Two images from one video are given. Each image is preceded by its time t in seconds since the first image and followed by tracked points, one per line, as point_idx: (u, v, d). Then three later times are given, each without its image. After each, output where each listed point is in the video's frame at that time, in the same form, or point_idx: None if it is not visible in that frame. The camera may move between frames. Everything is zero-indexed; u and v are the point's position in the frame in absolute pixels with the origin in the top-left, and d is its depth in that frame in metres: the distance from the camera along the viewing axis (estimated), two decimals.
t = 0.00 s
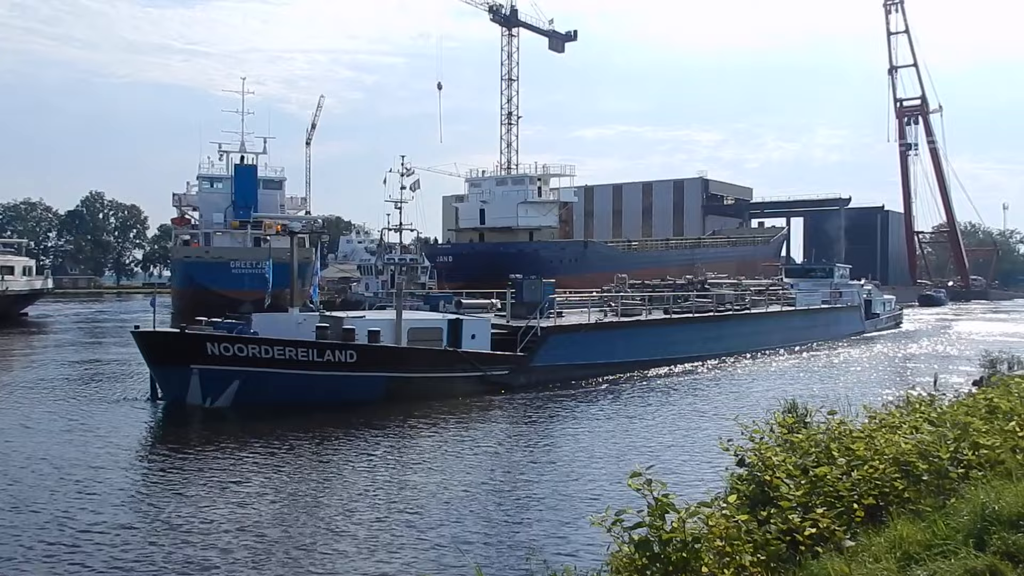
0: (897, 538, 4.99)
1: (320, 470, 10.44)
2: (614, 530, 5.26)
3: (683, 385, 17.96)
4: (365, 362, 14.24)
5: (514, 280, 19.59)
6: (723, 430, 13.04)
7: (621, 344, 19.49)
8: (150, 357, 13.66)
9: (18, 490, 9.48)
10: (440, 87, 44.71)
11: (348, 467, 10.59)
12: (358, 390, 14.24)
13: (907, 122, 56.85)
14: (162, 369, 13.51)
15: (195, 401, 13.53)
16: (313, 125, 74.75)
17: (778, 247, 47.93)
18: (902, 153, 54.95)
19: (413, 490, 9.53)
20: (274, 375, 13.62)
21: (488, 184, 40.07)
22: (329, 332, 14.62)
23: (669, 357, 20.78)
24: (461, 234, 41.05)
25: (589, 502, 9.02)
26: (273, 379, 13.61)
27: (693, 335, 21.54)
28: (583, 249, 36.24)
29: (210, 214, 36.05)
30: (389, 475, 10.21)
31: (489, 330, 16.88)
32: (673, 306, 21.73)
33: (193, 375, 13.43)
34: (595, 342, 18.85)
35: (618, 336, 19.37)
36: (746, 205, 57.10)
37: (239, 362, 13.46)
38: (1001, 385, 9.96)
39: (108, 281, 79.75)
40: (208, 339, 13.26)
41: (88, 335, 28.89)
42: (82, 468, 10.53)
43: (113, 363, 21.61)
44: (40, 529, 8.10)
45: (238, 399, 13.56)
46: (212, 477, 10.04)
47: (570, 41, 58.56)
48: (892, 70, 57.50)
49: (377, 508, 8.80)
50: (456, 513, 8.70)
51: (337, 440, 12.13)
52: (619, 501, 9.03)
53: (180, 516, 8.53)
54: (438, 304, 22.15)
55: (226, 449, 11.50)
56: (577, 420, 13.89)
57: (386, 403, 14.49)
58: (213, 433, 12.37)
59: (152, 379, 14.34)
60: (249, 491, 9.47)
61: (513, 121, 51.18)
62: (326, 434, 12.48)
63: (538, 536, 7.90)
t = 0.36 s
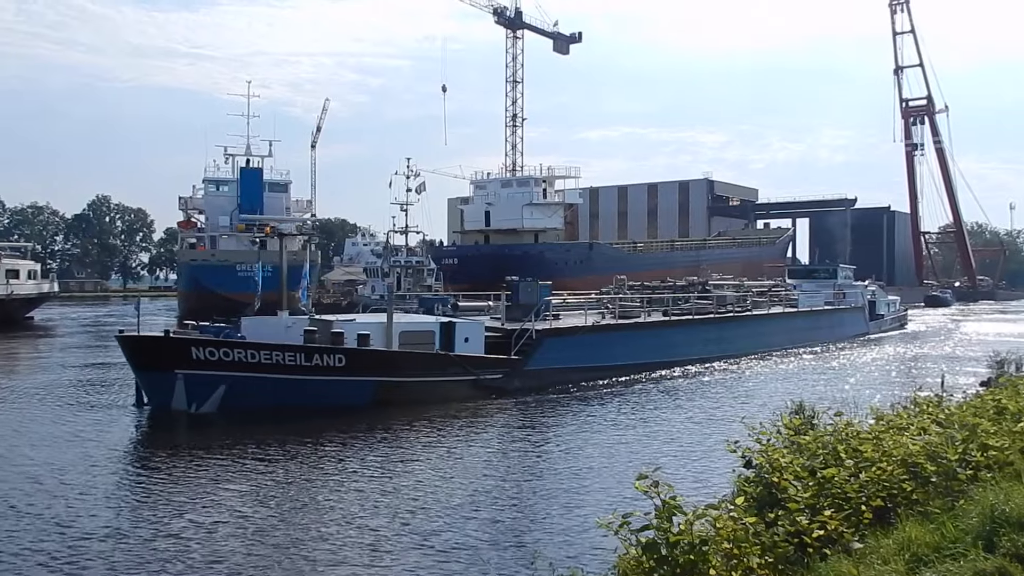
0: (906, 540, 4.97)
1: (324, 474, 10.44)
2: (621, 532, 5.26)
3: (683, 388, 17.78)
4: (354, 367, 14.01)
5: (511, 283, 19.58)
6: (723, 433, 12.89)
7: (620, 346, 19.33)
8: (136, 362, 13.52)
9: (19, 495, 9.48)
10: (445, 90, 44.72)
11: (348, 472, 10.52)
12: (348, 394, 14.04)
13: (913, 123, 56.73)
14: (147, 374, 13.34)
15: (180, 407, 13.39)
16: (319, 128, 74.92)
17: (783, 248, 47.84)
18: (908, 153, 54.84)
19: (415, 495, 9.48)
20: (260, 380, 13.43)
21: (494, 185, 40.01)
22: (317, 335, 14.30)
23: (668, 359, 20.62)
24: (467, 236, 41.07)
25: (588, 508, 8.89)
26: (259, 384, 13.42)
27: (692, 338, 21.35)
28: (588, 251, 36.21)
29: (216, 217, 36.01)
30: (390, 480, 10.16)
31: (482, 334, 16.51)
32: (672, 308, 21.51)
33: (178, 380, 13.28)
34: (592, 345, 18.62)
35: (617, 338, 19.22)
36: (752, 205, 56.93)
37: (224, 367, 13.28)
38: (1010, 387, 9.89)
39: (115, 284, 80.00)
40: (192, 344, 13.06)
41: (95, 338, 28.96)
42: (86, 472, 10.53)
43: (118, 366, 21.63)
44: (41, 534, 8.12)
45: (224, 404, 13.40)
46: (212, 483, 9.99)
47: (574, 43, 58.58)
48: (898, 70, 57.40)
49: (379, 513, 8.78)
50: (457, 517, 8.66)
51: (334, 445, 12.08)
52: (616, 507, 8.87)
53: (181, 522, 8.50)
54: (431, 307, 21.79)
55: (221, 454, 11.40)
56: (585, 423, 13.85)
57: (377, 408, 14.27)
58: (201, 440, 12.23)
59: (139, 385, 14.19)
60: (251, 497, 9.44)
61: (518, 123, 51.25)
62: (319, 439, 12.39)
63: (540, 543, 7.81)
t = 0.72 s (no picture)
0: (918, 542, 4.95)
1: (330, 478, 10.42)
2: (632, 535, 5.26)
3: (687, 390, 17.63)
4: (346, 370, 13.88)
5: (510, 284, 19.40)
6: (727, 436, 12.75)
7: (625, 349, 19.20)
8: (123, 366, 13.20)
9: (24, 498, 9.50)
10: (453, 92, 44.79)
11: (352, 476, 10.50)
12: (340, 399, 13.88)
13: (923, 123, 56.47)
14: (134, 379, 13.04)
15: (168, 412, 13.12)
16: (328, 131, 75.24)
17: (793, 249, 47.69)
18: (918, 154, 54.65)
19: (418, 499, 9.46)
20: (250, 384, 13.22)
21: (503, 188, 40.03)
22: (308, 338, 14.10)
23: (673, 362, 20.49)
24: (476, 238, 41.10)
25: (588, 513, 8.80)
26: (248, 388, 13.22)
27: (695, 340, 21.16)
28: (598, 253, 36.24)
29: (226, 220, 36.19)
30: (393, 484, 10.13)
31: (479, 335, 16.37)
32: (674, 311, 21.46)
33: (167, 384, 12.98)
34: (593, 348, 18.44)
35: (622, 340, 19.11)
36: (761, 207, 56.73)
37: (214, 371, 13.06)
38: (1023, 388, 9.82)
39: (125, 287, 80.32)
40: (181, 347, 12.80)
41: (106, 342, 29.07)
42: (91, 477, 10.53)
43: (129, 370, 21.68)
44: (45, 538, 8.15)
45: (213, 408, 13.19)
46: (215, 488, 9.97)
47: (582, 45, 58.60)
48: (908, 71, 57.20)
49: (383, 517, 8.75)
50: (462, 521, 8.65)
51: (337, 448, 12.05)
52: (615, 514, 8.75)
53: (183, 527, 8.48)
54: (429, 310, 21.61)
55: (222, 460, 11.32)
56: (600, 425, 13.85)
57: (369, 412, 14.11)
58: (194, 446, 12.07)
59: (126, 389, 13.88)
60: (255, 501, 9.42)
61: (527, 125, 51.31)
62: (318, 443, 12.34)
63: (547, 547, 7.77)
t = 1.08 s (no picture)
0: (928, 544, 4.94)
1: (333, 482, 10.37)
2: (640, 537, 5.25)
3: (690, 394, 17.37)
4: (337, 375, 13.58)
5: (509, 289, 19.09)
6: (730, 441, 12.56)
7: (626, 352, 18.83)
8: (109, 370, 13.02)
9: (25, 503, 9.52)
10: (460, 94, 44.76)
11: (355, 481, 10.45)
12: (333, 404, 13.62)
13: (933, 125, 56.29)
14: (120, 383, 12.85)
15: (155, 417, 12.92)
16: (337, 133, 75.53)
17: (802, 251, 47.56)
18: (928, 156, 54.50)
19: (420, 504, 9.36)
20: (239, 389, 13.00)
21: (511, 190, 40.14)
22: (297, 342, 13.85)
23: (672, 366, 20.07)
24: (484, 240, 41.12)
25: (594, 518, 8.75)
26: (237, 393, 12.99)
27: (700, 343, 20.87)
28: (606, 255, 36.25)
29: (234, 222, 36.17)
30: (394, 488, 10.06)
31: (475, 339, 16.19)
32: (677, 313, 21.27)
33: (153, 389, 12.79)
34: (595, 350, 18.13)
35: (623, 343, 18.72)
36: (770, 209, 56.53)
37: (201, 376, 12.83)
38: None
39: (135, 290, 80.57)
40: (167, 350, 12.60)
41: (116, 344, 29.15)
42: (96, 481, 10.53)
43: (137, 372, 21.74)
44: (46, 542, 8.19)
45: (201, 414, 12.94)
46: (217, 493, 9.94)
47: (591, 48, 58.65)
48: (918, 72, 57.06)
49: (385, 523, 8.68)
50: (467, 525, 8.61)
51: (338, 454, 11.92)
52: (615, 522, 8.56)
53: (181, 533, 8.45)
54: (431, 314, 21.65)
55: (218, 466, 11.18)
56: (615, 427, 13.79)
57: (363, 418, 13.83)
58: (183, 452, 11.86)
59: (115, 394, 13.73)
60: (258, 506, 9.39)
61: (535, 127, 51.37)
62: (313, 449, 12.14)
63: (555, 552, 7.73)
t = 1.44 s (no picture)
0: (937, 548, 4.93)
1: (332, 488, 10.34)
2: (648, 540, 5.22)
3: (690, 398, 17.26)
4: (325, 380, 13.45)
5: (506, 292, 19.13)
6: (737, 445, 12.51)
7: (626, 356, 18.79)
8: (91, 374, 12.74)
9: (26, 508, 9.48)
10: (468, 97, 44.84)
11: (356, 486, 10.44)
12: (322, 409, 13.49)
13: (942, 128, 56.14)
14: (103, 387, 12.58)
15: (138, 422, 12.60)
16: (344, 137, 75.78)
17: (810, 255, 47.43)
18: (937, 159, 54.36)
19: (420, 510, 9.34)
20: (226, 393, 12.82)
21: (519, 194, 40.12)
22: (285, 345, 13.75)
23: (672, 371, 20.00)
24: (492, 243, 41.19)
25: (602, 523, 8.74)
26: (224, 398, 12.81)
27: (700, 347, 20.77)
28: (614, 258, 36.28)
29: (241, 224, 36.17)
30: (395, 494, 10.05)
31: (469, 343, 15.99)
32: (678, 317, 21.09)
33: (137, 393, 12.54)
34: (592, 354, 18.02)
35: (622, 347, 18.68)
36: (778, 212, 56.41)
37: (186, 380, 12.63)
38: None
39: (143, 292, 80.78)
40: (152, 354, 12.40)
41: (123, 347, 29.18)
42: (95, 485, 10.52)
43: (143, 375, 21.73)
44: (48, 547, 8.20)
45: (185, 419, 12.70)
46: (218, 498, 9.92)
47: (599, 51, 58.71)
48: (926, 75, 56.95)
49: (384, 529, 8.66)
50: (470, 529, 8.64)
51: (335, 459, 11.86)
52: (614, 530, 8.46)
53: (182, 537, 8.47)
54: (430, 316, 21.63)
55: (214, 472, 11.10)
56: (623, 431, 13.77)
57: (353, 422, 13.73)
58: (171, 459, 11.68)
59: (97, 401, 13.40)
60: (257, 512, 9.36)
61: (542, 131, 51.43)
62: (306, 455, 12.05)
63: (564, 557, 7.71)
